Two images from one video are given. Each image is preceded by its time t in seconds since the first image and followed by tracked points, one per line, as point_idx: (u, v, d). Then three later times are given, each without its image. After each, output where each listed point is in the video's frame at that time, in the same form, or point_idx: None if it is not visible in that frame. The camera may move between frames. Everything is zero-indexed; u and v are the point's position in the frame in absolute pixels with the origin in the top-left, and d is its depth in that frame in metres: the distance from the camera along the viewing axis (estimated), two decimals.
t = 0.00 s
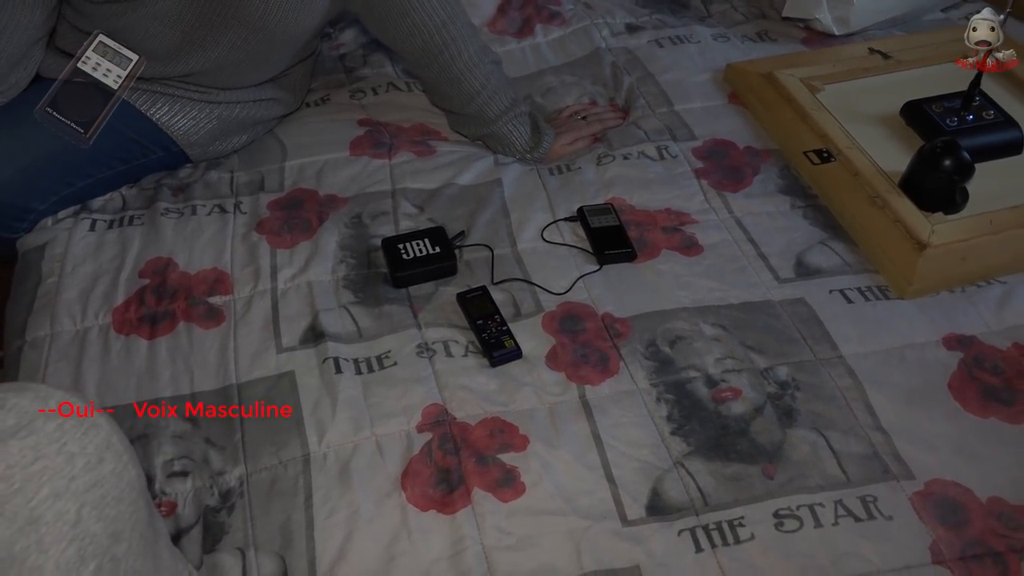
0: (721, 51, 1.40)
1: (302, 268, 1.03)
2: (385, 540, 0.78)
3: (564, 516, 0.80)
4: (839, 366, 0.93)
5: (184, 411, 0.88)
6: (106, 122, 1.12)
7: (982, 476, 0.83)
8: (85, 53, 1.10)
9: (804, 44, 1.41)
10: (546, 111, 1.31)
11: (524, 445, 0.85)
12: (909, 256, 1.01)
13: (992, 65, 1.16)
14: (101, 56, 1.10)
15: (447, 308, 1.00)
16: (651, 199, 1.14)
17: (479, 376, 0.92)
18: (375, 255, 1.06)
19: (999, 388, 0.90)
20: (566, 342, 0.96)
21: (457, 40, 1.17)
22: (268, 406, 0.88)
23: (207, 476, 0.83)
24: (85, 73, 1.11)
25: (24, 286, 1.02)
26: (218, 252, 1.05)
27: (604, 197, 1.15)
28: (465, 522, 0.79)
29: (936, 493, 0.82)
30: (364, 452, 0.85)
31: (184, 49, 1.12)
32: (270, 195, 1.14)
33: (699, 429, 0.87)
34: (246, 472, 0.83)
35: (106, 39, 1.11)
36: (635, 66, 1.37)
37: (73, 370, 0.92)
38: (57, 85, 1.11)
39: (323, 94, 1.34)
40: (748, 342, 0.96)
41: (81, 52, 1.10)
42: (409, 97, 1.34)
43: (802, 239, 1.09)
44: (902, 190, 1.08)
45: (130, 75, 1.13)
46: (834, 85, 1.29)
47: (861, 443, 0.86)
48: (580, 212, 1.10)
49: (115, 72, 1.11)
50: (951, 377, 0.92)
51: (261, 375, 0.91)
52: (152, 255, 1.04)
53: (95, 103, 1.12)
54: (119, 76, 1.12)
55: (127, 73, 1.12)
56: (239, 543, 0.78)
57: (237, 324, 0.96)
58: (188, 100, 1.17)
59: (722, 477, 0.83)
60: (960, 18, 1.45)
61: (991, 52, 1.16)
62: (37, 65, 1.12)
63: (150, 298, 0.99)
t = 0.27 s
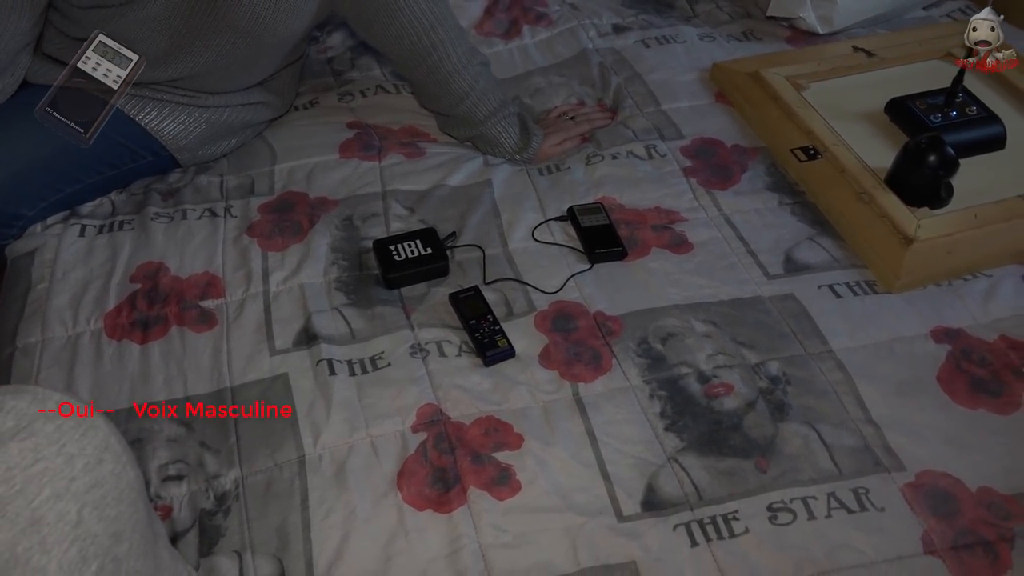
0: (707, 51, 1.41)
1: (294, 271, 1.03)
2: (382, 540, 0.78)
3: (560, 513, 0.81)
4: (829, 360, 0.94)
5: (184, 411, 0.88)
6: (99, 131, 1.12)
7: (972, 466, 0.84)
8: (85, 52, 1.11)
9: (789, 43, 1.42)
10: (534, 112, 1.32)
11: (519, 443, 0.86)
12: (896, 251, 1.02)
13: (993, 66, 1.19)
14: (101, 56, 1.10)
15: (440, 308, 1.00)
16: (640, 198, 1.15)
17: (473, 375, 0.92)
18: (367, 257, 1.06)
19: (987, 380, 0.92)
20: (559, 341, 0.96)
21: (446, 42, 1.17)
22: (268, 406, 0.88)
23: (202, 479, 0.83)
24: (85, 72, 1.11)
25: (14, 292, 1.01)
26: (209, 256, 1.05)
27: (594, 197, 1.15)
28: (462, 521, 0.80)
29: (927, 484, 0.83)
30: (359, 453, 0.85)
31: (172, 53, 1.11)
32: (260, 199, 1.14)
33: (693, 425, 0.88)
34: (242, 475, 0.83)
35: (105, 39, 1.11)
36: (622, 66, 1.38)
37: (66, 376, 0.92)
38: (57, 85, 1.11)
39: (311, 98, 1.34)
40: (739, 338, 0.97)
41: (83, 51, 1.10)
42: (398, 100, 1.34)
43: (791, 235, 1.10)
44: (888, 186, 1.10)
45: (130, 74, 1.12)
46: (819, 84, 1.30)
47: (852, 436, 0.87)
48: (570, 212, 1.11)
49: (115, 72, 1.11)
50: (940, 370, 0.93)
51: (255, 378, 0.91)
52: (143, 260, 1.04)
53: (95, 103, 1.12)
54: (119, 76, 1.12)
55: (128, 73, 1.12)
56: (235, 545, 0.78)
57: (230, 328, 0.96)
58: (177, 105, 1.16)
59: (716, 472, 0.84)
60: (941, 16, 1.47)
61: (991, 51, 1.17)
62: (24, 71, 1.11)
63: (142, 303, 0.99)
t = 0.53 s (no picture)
0: (697, 52, 1.41)
1: (287, 273, 1.03)
2: (378, 541, 0.78)
3: (555, 513, 0.81)
4: (821, 359, 0.95)
5: (184, 411, 0.88)
6: (94, 138, 1.12)
7: (962, 463, 0.85)
8: (85, 52, 1.10)
9: (778, 44, 1.43)
10: (525, 113, 1.32)
11: (513, 444, 0.86)
12: (886, 250, 1.03)
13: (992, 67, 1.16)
14: (101, 56, 1.10)
15: (434, 310, 1.00)
16: (632, 199, 1.16)
17: (467, 376, 0.92)
18: (360, 259, 1.06)
19: (976, 378, 0.93)
20: (553, 342, 0.96)
21: (438, 45, 1.18)
22: (268, 406, 0.89)
23: (197, 482, 0.83)
24: (84, 72, 1.10)
25: (5, 296, 1.01)
26: (202, 259, 1.05)
27: (586, 198, 1.16)
28: (457, 522, 0.80)
29: (919, 482, 0.83)
30: (354, 455, 0.85)
31: (163, 56, 1.11)
32: (253, 201, 1.14)
33: (686, 424, 0.88)
34: (237, 478, 0.83)
35: (106, 39, 1.10)
36: (613, 67, 1.38)
37: (58, 380, 0.91)
38: (58, 83, 1.10)
39: (303, 100, 1.34)
40: (731, 338, 0.97)
41: (82, 51, 1.09)
42: (389, 102, 1.34)
43: (782, 235, 1.11)
44: (878, 187, 1.11)
45: (131, 74, 1.12)
46: (809, 85, 1.31)
47: (844, 434, 0.88)
48: (562, 213, 1.11)
49: (115, 72, 1.10)
50: (930, 368, 0.94)
51: (249, 381, 0.91)
52: (135, 263, 1.04)
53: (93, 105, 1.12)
54: (119, 76, 1.11)
55: (128, 72, 1.11)
56: (231, 549, 0.78)
57: (223, 331, 0.96)
58: (168, 108, 1.16)
59: (710, 471, 0.84)
60: (928, 17, 1.48)
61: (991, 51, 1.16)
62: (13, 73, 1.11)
63: (134, 306, 0.99)
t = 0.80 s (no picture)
0: (691, 53, 1.42)
1: (283, 274, 1.03)
2: (376, 543, 0.78)
3: (553, 514, 0.81)
4: (817, 359, 0.95)
5: (184, 411, 0.88)
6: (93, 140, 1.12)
7: (958, 463, 0.85)
8: (85, 52, 1.09)
9: (772, 45, 1.44)
10: (521, 114, 1.32)
11: (511, 445, 0.86)
12: (881, 251, 1.04)
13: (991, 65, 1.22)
14: (101, 56, 1.09)
15: (430, 311, 1.00)
16: (628, 199, 1.16)
17: (464, 377, 0.92)
18: (356, 260, 1.06)
19: (971, 378, 0.93)
20: (550, 342, 0.97)
21: (434, 45, 1.18)
22: (268, 406, 0.88)
23: (193, 484, 0.82)
24: (85, 72, 1.10)
25: None
26: (197, 259, 1.04)
27: (582, 198, 1.16)
28: (455, 523, 0.80)
29: (915, 481, 0.84)
30: (351, 456, 0.84)
31: (158, 56, 1.10)
32: (248, 202, 1.14)
33: (683, 424, 0.89)
34: (234, 479, 0.83)
35: (106, 39, 1.09)
36: (608, 68, 1.39)
37: (53, 381, 0.91)
38: (59, 84, 1.10)
39: (297, 100, 1.34)
40: (728, 338, 0.98)
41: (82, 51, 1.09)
42: (384, 102, 1.34)
43: (777, 236, 1.11)
44: (872, 188, 1.11)
45: (130, 75, 1.11)
46: (803, 86, 1.32)
47: (841, 434, 0.88)
48: (558, 214, 1.12)
49: (115, 72, 1.10)
50: (925, 368, 0.94)
51: (245, 382, 0.91)
52: (130, 263, 1.03)
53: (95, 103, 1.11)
54: (119, 76, 1.11)
55: (128, 73, 1.11)
56: (228, 550, 0.78)
57: (219, 332, 0.96)
58: (163, 107, 1.16)
59: (707, 471, 0.85)
60: (920, 18, 1.49)
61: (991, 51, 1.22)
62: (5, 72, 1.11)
63: (129, 307, 0.98)
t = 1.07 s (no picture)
0: (692, 55, 1.42)
1: (286, 276, 1.03)
2: (382, 545, 0.78)
3: (559, 516, 0.81)
4: (821, 360, 0.95)
5: (184, 411, 0.88)
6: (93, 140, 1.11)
7: (963, 463, 0.85)
8: (85, 52, 1.08)
9: (773, 47, 1.44)
10: (522, 116, 1.32)
11: (517, 446, 0.86)
12: (883, 252, 1.04)
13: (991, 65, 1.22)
14: (101, 56, 1.08)
15: (434, 312, 1.00)
16: (631, 201, 1.16)
17: (469, 379, 0.92)
18: (359, 262, 1.06)
19: (975, 378, 0.93)
20: (554, 344, 0.96)
21: (435, 47, 1.18)
22: (269, 406, 0.88)
23: (198, 487, 0.82)
24: (84, 72, 1.09)
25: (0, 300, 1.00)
26: (199, 262, 1.04)
27: (584, 200, 1.16)
28: (461, 525, 0.79)
29: (920, 482, 0.84)
30: (357, 458, 0.84)
31: (159, 58, 1.10)
32: (250, 204, 1.13)
33: (689, 426, 0.89)
34: (239, 482, 0.83)
35: (105, 39, 1.08)
36: (610, 70, 1.39)
37: (56, 384, 0.90)
38: (59, 85, 1.09)
39: (299, 102, 1.34)
40: (732, 339, 0.98)
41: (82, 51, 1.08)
42: (385, 104, 1.34)
43: (780, 237, 1.11)
44: (874, 189, 1.12)
45: (130, 75, 1.10)
46: (804, 87, 1.32)
47: (845, 435, 0.88)
48: (561, 215, 1.12)
49: (115, 72, 1.09)
50: (929, 369, 0.94)
51: (249, 385, 0.91)
52: (132, 266, 1.03)
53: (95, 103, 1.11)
54: (119, 77, 1.09)
55: (128, 73, 1.10)
56: (233, 553, 0.78)
57: (222, 334, 0.96)
58: (164, 110, 1.15)
59: (712, 472, 0.85)
60: (920, 20, 1.49)
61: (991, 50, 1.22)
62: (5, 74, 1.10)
63: (132, 310, 0.98)
